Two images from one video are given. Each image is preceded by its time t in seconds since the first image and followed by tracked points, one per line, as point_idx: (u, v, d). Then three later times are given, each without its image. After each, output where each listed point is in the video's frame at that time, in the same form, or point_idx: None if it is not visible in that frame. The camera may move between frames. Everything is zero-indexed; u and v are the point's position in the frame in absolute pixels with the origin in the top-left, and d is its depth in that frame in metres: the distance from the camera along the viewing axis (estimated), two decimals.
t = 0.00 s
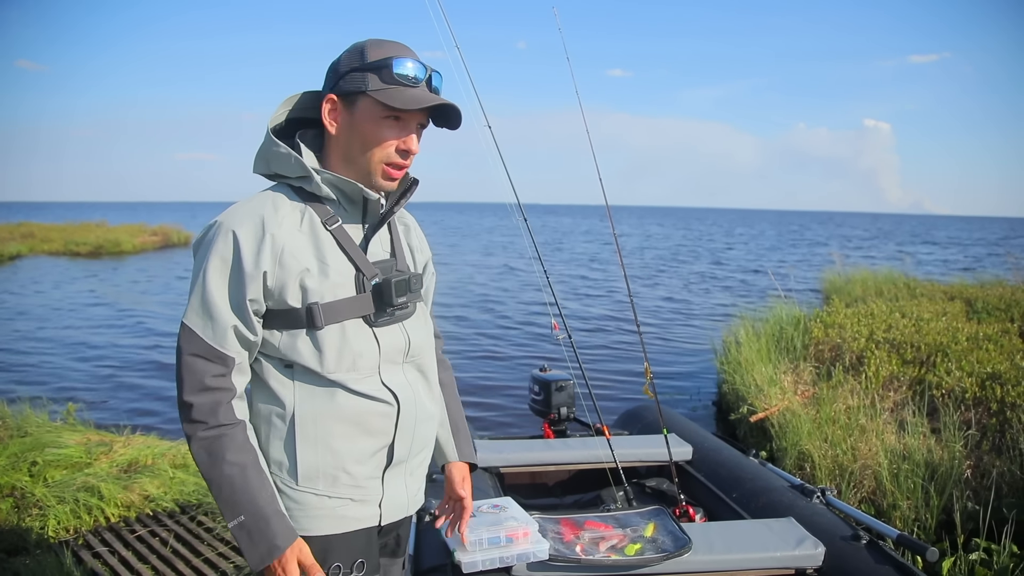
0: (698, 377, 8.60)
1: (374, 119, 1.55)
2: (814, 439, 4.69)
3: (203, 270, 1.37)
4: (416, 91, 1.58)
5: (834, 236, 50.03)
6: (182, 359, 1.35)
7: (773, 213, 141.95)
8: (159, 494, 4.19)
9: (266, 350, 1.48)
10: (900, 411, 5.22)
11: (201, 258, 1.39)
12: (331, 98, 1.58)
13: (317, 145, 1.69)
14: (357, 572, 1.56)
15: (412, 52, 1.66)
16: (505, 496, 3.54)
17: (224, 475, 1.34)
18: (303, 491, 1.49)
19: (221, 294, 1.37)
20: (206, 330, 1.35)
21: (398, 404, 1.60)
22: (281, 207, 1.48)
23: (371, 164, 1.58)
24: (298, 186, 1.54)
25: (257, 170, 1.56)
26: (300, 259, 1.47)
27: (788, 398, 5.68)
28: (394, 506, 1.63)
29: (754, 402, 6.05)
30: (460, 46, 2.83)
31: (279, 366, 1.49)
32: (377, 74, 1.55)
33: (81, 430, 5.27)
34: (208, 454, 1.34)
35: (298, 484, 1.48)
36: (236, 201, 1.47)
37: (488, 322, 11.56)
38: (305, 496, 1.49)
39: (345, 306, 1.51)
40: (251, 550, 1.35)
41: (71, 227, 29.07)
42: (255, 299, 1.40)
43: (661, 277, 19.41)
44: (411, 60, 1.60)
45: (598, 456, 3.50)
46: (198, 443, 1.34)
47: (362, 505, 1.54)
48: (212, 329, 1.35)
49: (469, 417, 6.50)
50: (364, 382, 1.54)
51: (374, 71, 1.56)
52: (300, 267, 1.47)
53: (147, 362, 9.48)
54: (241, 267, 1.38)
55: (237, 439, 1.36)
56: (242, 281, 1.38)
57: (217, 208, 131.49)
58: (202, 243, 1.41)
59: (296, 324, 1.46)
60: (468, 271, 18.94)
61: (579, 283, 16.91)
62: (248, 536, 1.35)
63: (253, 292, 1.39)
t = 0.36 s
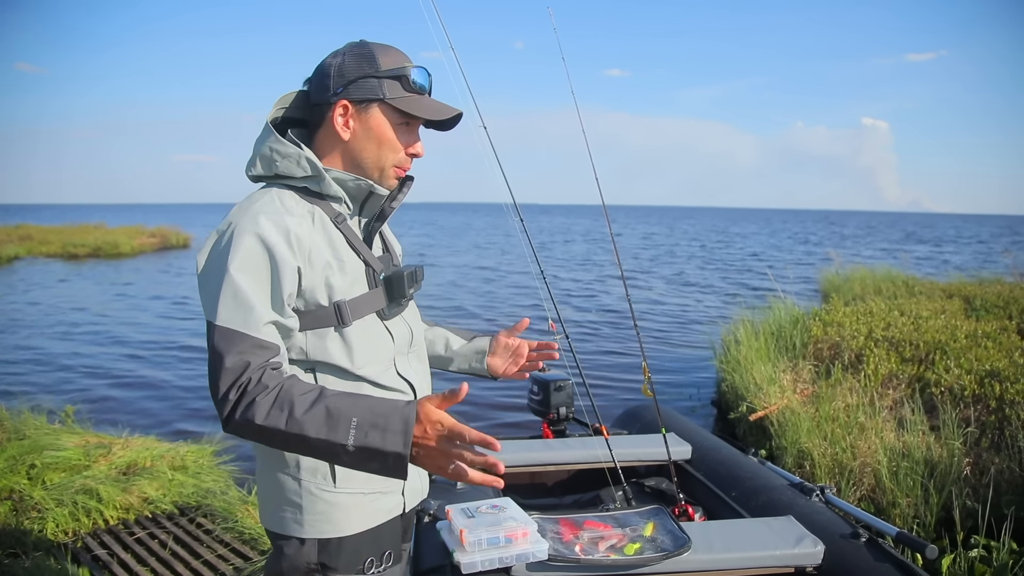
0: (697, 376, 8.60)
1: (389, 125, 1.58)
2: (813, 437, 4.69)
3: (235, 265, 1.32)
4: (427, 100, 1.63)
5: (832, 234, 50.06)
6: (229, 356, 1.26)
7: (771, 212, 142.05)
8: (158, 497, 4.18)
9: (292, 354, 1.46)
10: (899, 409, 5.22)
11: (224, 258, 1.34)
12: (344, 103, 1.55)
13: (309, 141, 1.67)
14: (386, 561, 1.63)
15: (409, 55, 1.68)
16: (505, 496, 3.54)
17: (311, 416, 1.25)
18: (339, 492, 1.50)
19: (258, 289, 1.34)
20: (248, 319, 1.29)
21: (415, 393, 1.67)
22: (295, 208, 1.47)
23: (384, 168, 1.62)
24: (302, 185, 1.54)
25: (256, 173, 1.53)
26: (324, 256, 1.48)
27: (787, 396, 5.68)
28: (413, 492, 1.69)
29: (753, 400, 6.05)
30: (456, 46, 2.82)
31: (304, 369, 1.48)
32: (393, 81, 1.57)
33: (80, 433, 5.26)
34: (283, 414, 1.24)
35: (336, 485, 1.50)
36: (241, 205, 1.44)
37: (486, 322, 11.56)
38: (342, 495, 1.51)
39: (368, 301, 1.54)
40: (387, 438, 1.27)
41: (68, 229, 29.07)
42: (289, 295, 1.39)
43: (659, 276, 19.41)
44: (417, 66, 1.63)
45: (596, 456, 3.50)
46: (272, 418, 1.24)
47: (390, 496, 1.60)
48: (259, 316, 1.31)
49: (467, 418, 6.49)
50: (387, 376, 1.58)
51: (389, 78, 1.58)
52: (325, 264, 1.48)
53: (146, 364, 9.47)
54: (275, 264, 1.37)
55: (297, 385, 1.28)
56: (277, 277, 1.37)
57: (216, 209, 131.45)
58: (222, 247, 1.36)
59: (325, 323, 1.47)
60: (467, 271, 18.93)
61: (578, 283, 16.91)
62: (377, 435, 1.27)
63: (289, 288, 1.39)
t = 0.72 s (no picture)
0: (692, 374, 8.62)
1: (381, 124, 1.58)
2: (808, 434, 4.71)
3: (253, 277, 1.32)
4: (418, 96, 1.62)
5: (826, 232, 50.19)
6: (247, 378, 1.28)
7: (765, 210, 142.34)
8: (152, 498, 4.16)
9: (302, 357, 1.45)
10: (894, 405, 5.23)
11: (241, 266, 1.32)
12: (334, 103, 1.54)
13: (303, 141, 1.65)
14: (393, 558, 1.64)
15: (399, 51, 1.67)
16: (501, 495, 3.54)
17: (295, 495, 1.30)
18: (350, 492, 1.50)
19: (275, 301, 1.34)
20: (275, 342, 1.30)
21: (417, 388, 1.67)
22: (301, 210, 1.45)
23: (376, 166, 1.61)
24: (304, 186, 1.52)
25: (257, 175, 1.52)
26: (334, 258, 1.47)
27: (782, 394, 5.69)
28: (417, 487, 1.70)
29: (748, 398, 6.06)
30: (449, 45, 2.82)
31: (312, 372, 1.47)
32: (382, 79, 1.56)
33: (74, 434, 5.23)
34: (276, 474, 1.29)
35: (350, 485, 1.50)
36: (244, 208, 1.42)
37: (482, 321, 11.55)
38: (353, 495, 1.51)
39: (373, 300, 1.53)
40: None
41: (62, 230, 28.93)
42: (303, 303, 1.38)
43: (654, 274, 19.44)
44: (406, 62, 1.62)
45: (592, 454, 3.50)
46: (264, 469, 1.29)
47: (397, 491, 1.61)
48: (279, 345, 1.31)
49: (463, 417, 6.49)
50: (391, 373, 1.58)
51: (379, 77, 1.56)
52: (335, 266, 1.46)
53: (141, 365, 9.44)
54: (289, 272, 1.35)
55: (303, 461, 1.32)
56: (294, 287, 1.36)
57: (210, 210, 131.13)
58: (237, 254, 1.34)
59: (335, 324, 1.45)
60: (462, 271, 18.93)
61: (573, 282, 16.91)
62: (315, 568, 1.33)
63: (303, 296, 1.37)
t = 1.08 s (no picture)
0: (686, 373, 8.63)
1: (336, 117, 1.52)
2: (801, 434, 4.72)
3: (221, 273, 1.30)
4: (375, 85, 1.52)
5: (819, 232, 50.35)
6: (193, 367, 1.28)
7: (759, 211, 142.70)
8: (145, 499, 4.14)
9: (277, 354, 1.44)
10: (887, 405, 5.25)
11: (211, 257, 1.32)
12: (298, 98, 1.55)
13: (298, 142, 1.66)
14: (370, 562, 1.59)
15: (375, 43, 1.60)
16: (494, 495, 3.54)
17: (215, 495, 1.29)
18: (326, 491, 1.47)
19: (239, 297, 1.32)
20: (226, 336, 1.30)
21: (404, 391, 1.64)
22: (284, 208, 1.44)
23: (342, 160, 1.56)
24: (292, 185, 1.51)
25: (247, 171, 1.51)
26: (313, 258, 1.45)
27: (776, 393, 5.71)
28: (402, 491, 1.67)
29: (742, 398, 6.07)
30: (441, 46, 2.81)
31: (290, 368, 1.46)
32: (335, 70, 1.50)
33: (66, 435, 5.20)
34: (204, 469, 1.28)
35: (322, 484, 1.46)
36: (229, 205, 1.41)
37: (476, 322, 11.55)
38: (327, 495, 1.47)
39: (356, 301, 1.51)
40: None
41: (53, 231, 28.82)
42: (272, 302, 1.36)
43: (648, 275, 19.47)
44: (372, 52, 1.54)
45: (586, 454, 3.50)
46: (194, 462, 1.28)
47: (377, 495, 1.57)
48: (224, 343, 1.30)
49: (457, 418, 6.48)
50: (374, 374, 1.56)
51: (333, 69, 1.51)
52: (314, 265, 1.45)
53: (133, 366, 9.40)
54: (261, 271, 1.34)
55: (234, 463, 1.30)
56: (258, 285, 1.34)
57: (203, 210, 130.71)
58: (209, 246, 1.33)
59: (311, 323, 1.44)
60: (456, 271, 18.92)
61: (567, 283, 16.92)
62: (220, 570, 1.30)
63: (271, 296, 1.36)
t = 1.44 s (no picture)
0: (682, 373, 8.65)
1: (316, 119, 1.50)
2: (797, 434, 4.73)
3: (195, 271, 1.29)
4: (354, 86, 1.49)
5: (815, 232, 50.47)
6: (175, 365, 1.27)
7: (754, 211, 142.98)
8: (140, 499, 4.14)
9: (252, 352, 1.42)
10: (882, 405, 5.26)
11: (187, 257, 1.32)
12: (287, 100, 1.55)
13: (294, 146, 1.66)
14: (345, 570, 1.54)
15: (366, 46, 1.59)
16: (491, 494, 3.54)
17: (231, 480, 1.28)
18: (293, 491, 1.44)
19: (213, 294, 1.30)
20: (205, 331, 1.28)
21: (387, 399, 1.57)
22: (263, 206, 1.42)
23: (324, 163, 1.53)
24: (280, 186, 1.49)
25: (236, 172, 1.51)
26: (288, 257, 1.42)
27: (772, 393, 5.72)
28: (386, 502, 1.60)
29: (737, 398, 6.07)
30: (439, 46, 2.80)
31: (265, 367, 1.43)
32: (315, 72, 1.49)
33: (61, 435, 5.19)
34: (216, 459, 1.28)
35: (290, 485, 1.43)
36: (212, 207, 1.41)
37: (472, 322, 11.55)
38: (297, 496, 1.44)
39: (333, 304, 1.47)
40: (256, 556, 1.29)
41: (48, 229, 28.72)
42: (245, 301, 1.33)
43: (644, 275, 19.49)
44: (355, 53, 1.52)
45: (582, 454, 3.50)
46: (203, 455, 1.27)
47: (353, 502, 1.51)
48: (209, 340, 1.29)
49: (453, 417, 6.48)
50: (353, 379, 1.50)
51: (314, 70, 1.50)
52: (289, 265, 1.42)
53: (129, 366, 9.37)
54: (234, 268, 1.32)
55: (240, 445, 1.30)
56: (232, 281, 1.32)
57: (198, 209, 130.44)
58: (187, 247, 1.33)
59: (284, 324, 1.41)
60: (452, 270, 18.93)
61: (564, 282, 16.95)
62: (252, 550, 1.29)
63: (245, 293, 1.33)
